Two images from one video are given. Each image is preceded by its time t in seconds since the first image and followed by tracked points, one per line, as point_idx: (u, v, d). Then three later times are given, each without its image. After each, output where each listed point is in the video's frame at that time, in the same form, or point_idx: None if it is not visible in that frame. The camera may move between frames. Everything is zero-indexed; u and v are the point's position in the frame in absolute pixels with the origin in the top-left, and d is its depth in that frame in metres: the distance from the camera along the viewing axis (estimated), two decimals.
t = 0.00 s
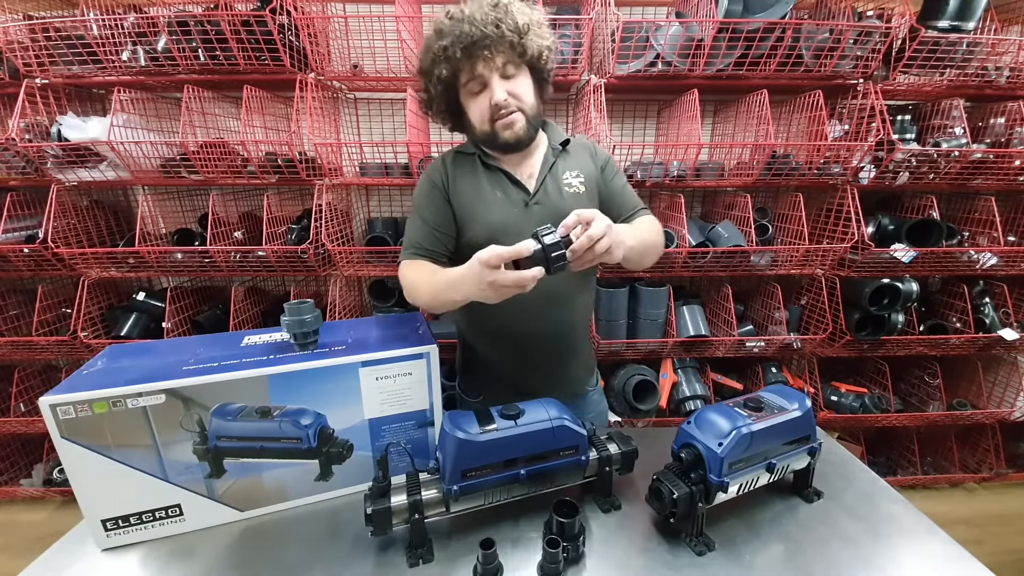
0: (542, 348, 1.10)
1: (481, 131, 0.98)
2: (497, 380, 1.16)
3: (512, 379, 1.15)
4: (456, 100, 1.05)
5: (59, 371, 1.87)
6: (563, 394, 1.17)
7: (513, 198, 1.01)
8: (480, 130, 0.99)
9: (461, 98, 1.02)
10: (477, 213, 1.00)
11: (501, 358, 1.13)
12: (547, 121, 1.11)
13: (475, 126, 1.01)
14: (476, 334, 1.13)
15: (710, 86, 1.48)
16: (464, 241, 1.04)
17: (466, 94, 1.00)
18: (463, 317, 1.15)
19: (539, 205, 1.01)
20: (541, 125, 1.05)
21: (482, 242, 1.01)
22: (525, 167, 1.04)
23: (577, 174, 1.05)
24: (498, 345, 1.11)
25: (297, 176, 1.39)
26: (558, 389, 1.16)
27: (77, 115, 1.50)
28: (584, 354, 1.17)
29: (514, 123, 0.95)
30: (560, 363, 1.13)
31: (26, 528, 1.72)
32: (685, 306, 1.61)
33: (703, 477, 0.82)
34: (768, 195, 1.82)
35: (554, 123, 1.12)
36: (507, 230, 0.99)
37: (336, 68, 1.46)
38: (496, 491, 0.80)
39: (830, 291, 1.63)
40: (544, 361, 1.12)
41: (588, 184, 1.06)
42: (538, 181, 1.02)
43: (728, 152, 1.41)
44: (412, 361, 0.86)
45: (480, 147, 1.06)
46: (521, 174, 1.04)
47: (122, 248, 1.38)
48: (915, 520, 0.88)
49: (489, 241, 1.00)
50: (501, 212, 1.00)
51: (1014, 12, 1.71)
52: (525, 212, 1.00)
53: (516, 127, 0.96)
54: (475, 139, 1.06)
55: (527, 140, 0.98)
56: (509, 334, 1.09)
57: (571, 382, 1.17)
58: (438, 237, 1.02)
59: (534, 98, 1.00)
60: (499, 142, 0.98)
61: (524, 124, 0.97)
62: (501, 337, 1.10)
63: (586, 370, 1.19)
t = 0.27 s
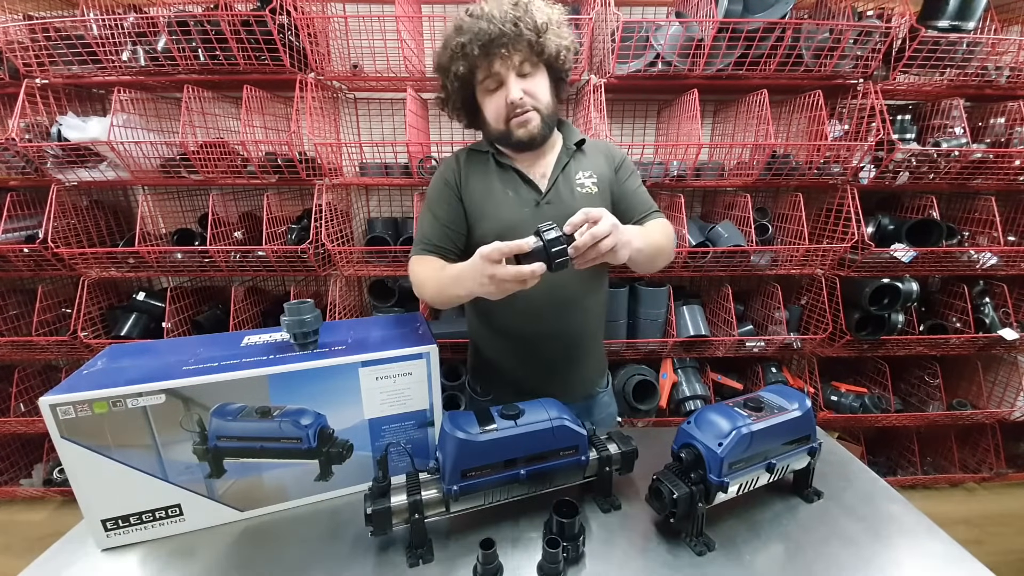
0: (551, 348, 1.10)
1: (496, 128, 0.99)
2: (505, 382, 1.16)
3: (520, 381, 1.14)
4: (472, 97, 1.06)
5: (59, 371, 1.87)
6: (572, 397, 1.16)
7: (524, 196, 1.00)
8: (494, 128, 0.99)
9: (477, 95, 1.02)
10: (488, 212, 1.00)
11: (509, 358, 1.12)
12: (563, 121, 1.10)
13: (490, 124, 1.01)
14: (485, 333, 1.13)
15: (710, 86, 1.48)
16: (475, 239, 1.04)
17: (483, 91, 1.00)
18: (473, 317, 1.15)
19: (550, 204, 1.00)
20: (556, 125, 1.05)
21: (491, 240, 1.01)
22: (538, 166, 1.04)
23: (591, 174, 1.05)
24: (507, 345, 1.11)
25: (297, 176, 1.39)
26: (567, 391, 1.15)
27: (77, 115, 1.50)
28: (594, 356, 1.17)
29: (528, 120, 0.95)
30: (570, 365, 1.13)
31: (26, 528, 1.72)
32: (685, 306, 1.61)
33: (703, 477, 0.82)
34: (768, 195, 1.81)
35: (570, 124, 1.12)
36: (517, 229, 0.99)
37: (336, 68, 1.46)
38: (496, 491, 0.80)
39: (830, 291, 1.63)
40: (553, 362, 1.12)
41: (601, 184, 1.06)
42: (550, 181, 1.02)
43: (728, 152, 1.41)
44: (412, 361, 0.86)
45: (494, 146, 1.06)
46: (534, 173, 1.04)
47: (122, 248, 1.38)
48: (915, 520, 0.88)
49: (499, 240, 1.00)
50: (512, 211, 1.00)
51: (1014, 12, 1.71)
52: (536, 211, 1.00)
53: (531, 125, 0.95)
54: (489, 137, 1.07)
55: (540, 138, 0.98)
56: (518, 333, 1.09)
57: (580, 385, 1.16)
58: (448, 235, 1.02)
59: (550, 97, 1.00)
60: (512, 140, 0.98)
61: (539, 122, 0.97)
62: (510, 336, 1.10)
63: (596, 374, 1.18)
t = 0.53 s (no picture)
0: (554, 348, 1.10)
1: (503, 126, 0.98)
2: (508, 383, 1.15)
3: (523, 382, 1.14)
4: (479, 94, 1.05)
5: (59, 371, 1.87)
6: (575, 398, 1.16)
7: (529, 195, 1.00)
8: (502, 125, 0.98)
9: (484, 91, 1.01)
10: (493, 210, 1.00)
11: (513, 358, 1.12)
12: (569, 121, 1.10)
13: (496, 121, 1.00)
14: (489, 332, 1.13)
15: (710, 86, 1.48)
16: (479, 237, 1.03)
17: (491, 87, 0.99)
18: (476, 317, 1.15)
19: (555, 203, 1.01)
20: (562, 125, 1.05)
21: (495, 239, 1.01)
22: (544, 165, 1.04)
23: (596, 174, 1.05)
24: (511, 345, 1.11)
25: (297, 176, 1.39)
26: (570, 392, 1.15)
27: (77, 115, 1.50)
28: (597, 357, 1.17)
29: (536, 119, 0.94)
30: (573, 366, 1.13)
31: (26, 528, 1.72)
32: (685, 306, 1.61)
33: (703, 477, 0.82)
34: (768, 195, 1.81)
35: (576, 123, 1.12)
36: (522, 228, 0.99)
37: (336, 68, 1.46)
38: (496, 491, 0.80)
39: (830, 291, 1.63)
40: (557, 362, 1.12)
41: (607, 184, 1.06)
42: (556, 180, 1.02)
43: (728, 152, 1.41)
44: (412, 361, 0.86)
45: (500, 144, 1.06)
46: (539, 172, 1.04)
47: (122, 248, 1.38)
48: (915, 520, 0.88)
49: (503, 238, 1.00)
50: (517, 209, 1.00)
51: (1014, 12, 1.71)
52: (541, 210, 1.00)
53: (538, 124, 0.95)
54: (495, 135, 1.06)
55: (547, 138, 0.98)
56: (522, 333, 1.09)
57: (583, 386, 1.16)
58: (452, 232, 1.02)
59: (558, 98, 1.01)
60: (519, 138, 0.97)
61: (546, 122, 0.96)
62: (514, 336, 1.10)
63: (598, 374, 1.19)
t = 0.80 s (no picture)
0: (554, 349, 1.10)
1: (506, 125, 0.98)
2: (507, 383, 1.15)
3: (523, 382, 1.14)
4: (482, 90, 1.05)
5: (59, 371, 1.87)
6: (574, 399, 1.16)
7: (530, 195, 1.00)
8: (504, 124, 0.98)
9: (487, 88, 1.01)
10: (494, 210, 1.00)
11: (513, 359, 1.12)
12: (570, 121, 1.10)
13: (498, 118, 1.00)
14: (489, 333, 1.12)
15: (710, 86, 1.48)
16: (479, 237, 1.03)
17: (494, 84, 0.99)
18: (476, 317, 1.14)
19: (556, 204, 1.01)
20: (564, 125, 1.05)
21: (496, 239, 1.01)
22: (545, 165, 1.04)
23: (597, 175, 1.05)
24: (511, 346, 1.11)
25: (297, 176, 1.39)
26: (569, 393, 1.15)
27: (77, 115, 1.50)
28: (596, 358, 1.17)
29: (539, 119, 0.95)
30: (572, 367, 1.13)
31: (26, 528, 1.72)
32: (685, 306, 1.61)
33: (703, 477, 0.82)
34: (768, 195, 1.81)
35: (577, 124, 1.12)
36: (523, 228, 0.99)
37: (336, 68, 1.46)
38: (496, 491, 0.80)
39: (830, 291, 1.63)
40: (556, 363, 1.12)
41: (607, 185, 1.06)
42: (556, 180, 1.02)
43: (728, 152, 1.41)
44: (412, 361, 0.86)
45: (501, 143, 1.05)
46: (540, 172, 1.04)
47: (122, 248, 1.38)
48: (915, 520, 0.88)
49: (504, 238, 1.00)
50: (518, 209, 1.00)
51: (1014, 12, 1.71)
52: (541, 210, 1.00)
53: (541, 123, 0.95)
54: (496, 134, 1.06)
55: (549, 137, 0.98)
56: (522, 334, 1.09)
57: (581, 387, 1.16)
58: (452, 231, 1.01)
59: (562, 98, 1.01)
60: (521, 137, 0.97)
61: (549, 122, 0.96)
62: (514, 337, 1.10)
63: (597, 375, 1.19)
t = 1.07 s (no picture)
0: (554, 349, 1.10)
1: (506, 123, 0.98)
2: (506, 383, 1.15)
3: (522, 383, 1.14)
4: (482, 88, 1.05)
5: (59, 371, 1.87)
6: (574, 399, 1.17)
7: (530, 195, 1.01)
8: (504, 122, 0.98)
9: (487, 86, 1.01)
10: (493, 209, 1.00)
11: (513, 360, 1.12)
12: (570, 120, 1.10)
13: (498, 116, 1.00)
14: (488, 334, 1.12)
15: (710, 86, 1.48)
16: (478, 236, 1.03)
17: (494, 82, 0.99)
18: (475, 318, 1.14)
19: (555, 204, 1.01)
20: (563, 124, 1.05)
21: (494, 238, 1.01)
22: (545, 165, 1.04)
23: (596, 176, 1.05)
24: (511, 346, 1.11)
25: (297, 176, 1.39)
26: (569, 393, 1.15)
27: (77, 115, 1.50)
28: (595, 358, 1.17)
29: (539, 118, 0.95)
30: (572, 367, 1.13)
31: (26, 528, 1.72)
32: (685, 306, 1.61)
33: (703, 477, 0.82)
34: (768, 195, 1.81)
35: (578, 124, 1.12)
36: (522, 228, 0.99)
37: (336, 68, 1.46)
38: (496, 491, 0.80)
39: (830, 291, 1.63)
40: (556, 363, 1.12)
41: (607, 186, 1.06)
42: (556, 180, 1.02)
43: (728, 152, 1.41)
44: (412, 361, 0.86)
45: (500, 142, 1.05)
46: (539, 171, 1.04)
47: (122, 249, 1.38)
48: (915, 520, 0.88)
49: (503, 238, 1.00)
50: (517, 209, 1.00)
51: (1014, 12, 1.70)
52: (541, 210, 1.00)
53: (541, 121, 0.95)
54: (496, 133, 1.06)
55: (549, 136, 0.98)
56: (522, 335, 1.09)
57: (581, 387, 1.16)
58: (451, 230, 1.01)
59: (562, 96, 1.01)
60: (521, 136, 0.97)
61: (549, 121, 0.96)
62: (514, 338, 1.09)
63: (596, 375, 1.19)
